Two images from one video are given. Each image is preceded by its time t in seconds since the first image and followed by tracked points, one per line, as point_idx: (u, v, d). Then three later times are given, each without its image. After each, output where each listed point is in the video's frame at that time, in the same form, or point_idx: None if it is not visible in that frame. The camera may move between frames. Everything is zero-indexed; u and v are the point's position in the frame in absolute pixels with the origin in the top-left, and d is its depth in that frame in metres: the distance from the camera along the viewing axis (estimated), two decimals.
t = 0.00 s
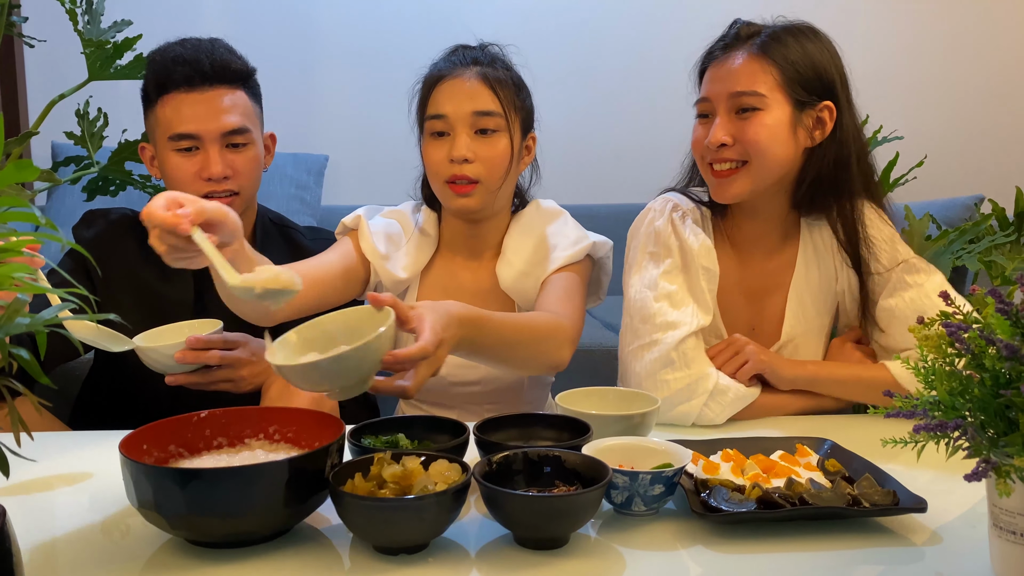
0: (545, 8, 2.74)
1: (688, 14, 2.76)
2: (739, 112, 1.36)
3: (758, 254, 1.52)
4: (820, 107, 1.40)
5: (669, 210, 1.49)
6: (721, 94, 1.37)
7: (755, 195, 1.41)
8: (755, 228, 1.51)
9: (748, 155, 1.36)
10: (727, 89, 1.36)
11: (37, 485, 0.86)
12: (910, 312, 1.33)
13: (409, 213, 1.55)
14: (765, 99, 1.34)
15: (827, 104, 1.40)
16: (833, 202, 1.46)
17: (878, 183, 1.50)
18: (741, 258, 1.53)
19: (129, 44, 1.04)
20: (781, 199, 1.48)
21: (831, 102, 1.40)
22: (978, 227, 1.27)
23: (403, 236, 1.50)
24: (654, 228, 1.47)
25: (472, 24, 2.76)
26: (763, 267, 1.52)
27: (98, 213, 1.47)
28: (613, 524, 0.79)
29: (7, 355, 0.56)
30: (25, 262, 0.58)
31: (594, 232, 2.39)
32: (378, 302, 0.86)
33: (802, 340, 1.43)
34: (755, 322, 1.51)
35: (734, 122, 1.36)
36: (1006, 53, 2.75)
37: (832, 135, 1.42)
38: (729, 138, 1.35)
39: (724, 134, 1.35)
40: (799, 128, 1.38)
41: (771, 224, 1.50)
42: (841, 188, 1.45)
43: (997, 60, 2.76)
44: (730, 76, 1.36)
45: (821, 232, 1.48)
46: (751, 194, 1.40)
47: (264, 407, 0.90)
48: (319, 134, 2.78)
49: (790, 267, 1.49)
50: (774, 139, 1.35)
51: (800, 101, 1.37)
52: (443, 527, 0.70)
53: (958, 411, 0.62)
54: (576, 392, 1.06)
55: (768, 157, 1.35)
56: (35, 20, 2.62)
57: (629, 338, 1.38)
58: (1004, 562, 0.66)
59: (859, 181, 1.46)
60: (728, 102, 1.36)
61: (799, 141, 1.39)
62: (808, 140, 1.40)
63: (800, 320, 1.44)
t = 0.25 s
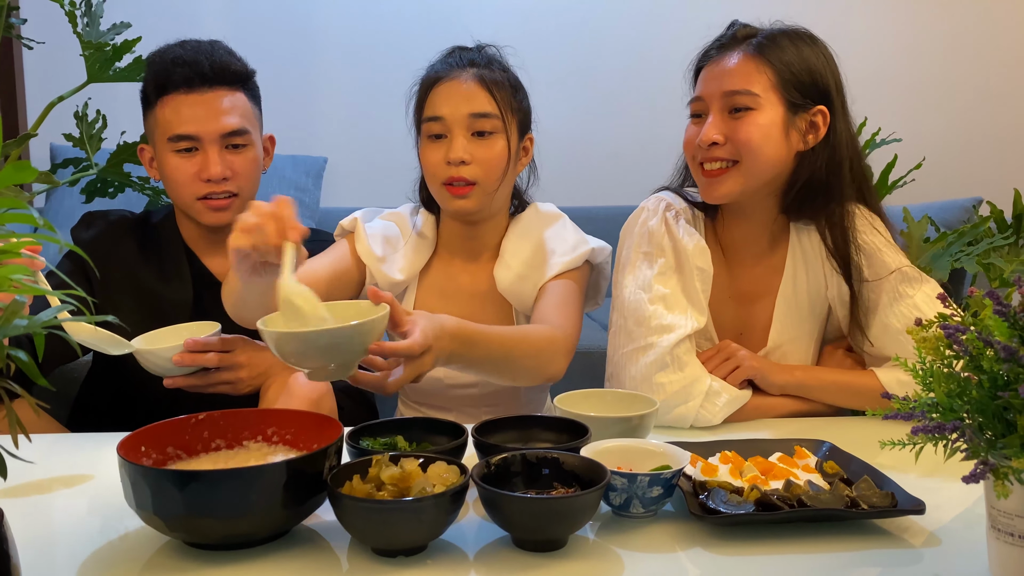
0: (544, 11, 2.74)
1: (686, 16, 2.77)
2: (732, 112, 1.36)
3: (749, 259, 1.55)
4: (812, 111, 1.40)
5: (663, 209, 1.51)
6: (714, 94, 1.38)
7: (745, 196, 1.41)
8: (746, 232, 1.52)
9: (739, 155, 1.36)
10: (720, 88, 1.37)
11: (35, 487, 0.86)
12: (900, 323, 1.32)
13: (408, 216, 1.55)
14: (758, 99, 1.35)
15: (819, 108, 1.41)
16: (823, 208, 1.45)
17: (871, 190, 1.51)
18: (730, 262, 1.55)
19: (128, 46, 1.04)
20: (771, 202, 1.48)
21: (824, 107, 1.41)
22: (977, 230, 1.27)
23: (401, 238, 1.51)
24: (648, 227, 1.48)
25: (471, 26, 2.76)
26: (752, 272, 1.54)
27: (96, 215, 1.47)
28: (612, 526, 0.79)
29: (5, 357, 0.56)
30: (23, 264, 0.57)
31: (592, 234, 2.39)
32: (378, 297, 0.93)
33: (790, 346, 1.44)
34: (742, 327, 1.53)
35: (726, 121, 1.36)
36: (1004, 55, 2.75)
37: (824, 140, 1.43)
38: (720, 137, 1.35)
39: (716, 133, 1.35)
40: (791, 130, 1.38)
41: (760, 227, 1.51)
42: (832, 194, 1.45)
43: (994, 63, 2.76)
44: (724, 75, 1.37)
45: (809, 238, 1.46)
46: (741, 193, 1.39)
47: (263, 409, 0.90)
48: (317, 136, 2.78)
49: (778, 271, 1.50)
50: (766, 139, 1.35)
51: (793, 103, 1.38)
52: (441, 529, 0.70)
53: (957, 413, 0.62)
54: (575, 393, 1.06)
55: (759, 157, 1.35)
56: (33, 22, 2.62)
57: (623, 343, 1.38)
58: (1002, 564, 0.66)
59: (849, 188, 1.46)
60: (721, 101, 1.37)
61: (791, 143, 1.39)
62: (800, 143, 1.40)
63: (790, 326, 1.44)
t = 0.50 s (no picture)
0: (543, 12, 2.74)
1: (685, 18, 2.77)
2: (722, 121, 1.37)
3: (749, 261, 1.55)
4: (806, 115, 1.40)
5: (663, 211, 1.51)
6: (705, 103, 1.38)
7: (740, 204, 1.42)
8: (744, 235, 1.53)
9: (732, 164, 1.36)
10: (711, 97, 1.37)
11: (33, 489, 0.86)
12: (901, 326, 1.32)
13: (411, 216, 1.55)
14: (748, 107, 1.35)
15: (813, 111, 1.40)
16: (822, 209, 1.45)
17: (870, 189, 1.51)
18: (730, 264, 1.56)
19: (127, 48, 1.04)
20: (769, 206, 1.49)
21: (819, 110, 1.41)
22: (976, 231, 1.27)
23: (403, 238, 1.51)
24: (648, 229, 1.48)
25: (470, 27, 2.76)
26: (752, 275, 1.54)
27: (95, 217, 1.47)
28: (610, 528, 0.79)
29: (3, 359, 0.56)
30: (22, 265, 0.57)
31: (591, 236, 2.39)
32: (411, 301, 0.98)
33: (789, 348, 1.43)
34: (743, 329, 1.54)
35: (718, 131, 1.37)
36: (1001, 57, 2.76)
37: (818, 143, 1.42)
38: (711, 147, 1.36)
39: (707, 143, 1.36)
40: (784, 136, 1.38)
41: (759, 230, 1.52)
42: (829, 196, 1.45)
43: (992, 64, 2.77)
44: (715, 84, 1.37)
45: (809, 241, 1.46)
46: (736, 204, 1.40)
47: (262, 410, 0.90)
48: (316, 138, 2.78)
49: (778, 273, 1.50)
50: (758, 147, 1.35)
51: (786, 109, 1.37)
52: (440, 531, 0.70)
53: (955, 415, 0.63)
54: (573, 395, 1.06)
55: (752, 166, 1.36)
56: (32, 24, 2.62)
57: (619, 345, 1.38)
58: (1000, 566, 0.66)
59: (847, 189, 1.46)
60: (712, 111, 1.37)
61: (785, 149, 1.39)
62: (795, 148, 1.40)
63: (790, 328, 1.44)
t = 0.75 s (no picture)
0: (542, 12, 2.75)
1: (683, 19, 2.77)
2: (723, 120, 1.37)
3: (749, 259, 1.55)
4: (806, 111, 1.40)
5: (661, 211, 1.51)
6: (706, 102, 1.38)
7: (742, 203, 1.42)
8: (744, 232, 1.53)
9: (734, 163, 1.36)
10: (712, 96, 1.37)
11: (31, 490, 0.86)
12: (901, 324, 1.32)
13: (417, 216, 1.56)
14: (749, 106, 1.35)
15: (813, 108, 1.40)
16: (823, 206, 1.46)
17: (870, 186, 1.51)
18: (730, 261, 1.55)
19: (125, 48, 1.04)
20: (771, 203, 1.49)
21: (818, 106, 1.41)
22: (975, 231, 1.28)
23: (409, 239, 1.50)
24: (645, 230, 1.48)
25: (469, 28, 2.76)
26: (753, 273, 1.54)
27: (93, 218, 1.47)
28: (609, 528, 0.79)
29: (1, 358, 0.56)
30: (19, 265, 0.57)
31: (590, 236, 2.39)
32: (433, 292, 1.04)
33: (790, 346, 1.44)
34: (745, 327, 1.53)
35: (719, 130, 1.37)
36: (1000, 58, 2.76)
37: (820, 138, 1.42)
38: (713, 146, 1.36)
39: (709, 142, 1.36)
40: (785, 134, 1.38)
41: (761, 227, 1.52)
42: (830, 192, 1.45)
43: (991, 65, 2.77)
44: (715, 83, 1.37)
45: (810, 238, 1.46)
46: (738, 202, 1.41)
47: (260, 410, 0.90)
48: (315, 139, 2.78)
49: (779, 271, 1.50)
50: (759, 146, 1.35)
51: (786, 106, 1.38)
52: (438, 531, 0.70)
53: (953, 415, 0.63)
54: (572, 396, 1.06)
55: (754, 164, 1.36)
56: (31, 25, 2.63)
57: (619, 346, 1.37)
58: (998, 565, 0.66)
59: (848, 185, 1.46)
60: (713, 110, 1.37)
61: (785, 146, 1.39)
62: (796, 146, 1.40)
63: (789, 329, 1.44)
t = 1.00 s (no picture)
0: (541, 12, 2.75)
1: (683, 19, 2.77)
2: (731, 107, 1.36)
3: (755, 248, 1.51)
4: (809, 100, 1.40)
5: (659, 212, 1.50)
6: (713, 92, 1.38)
7: (751, 188, 1.42)
8: (750, 220, 1.49)
9: (742, 149, 1.36)
10: (719, 85, 1.37)
11: (28, 489, 0.86)
12: (909, 306, 1.33)
13: (420, 216, 1.55)
14: (757, 94, 1.35)
15: (816, 97, 1.40)
16: (827, 195, 1.46)
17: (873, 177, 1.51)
18: (736, 251, 1.51)
19: (124, 47, 1.04)
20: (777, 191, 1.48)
21: (819, 96, 1.41)
22: (974, 232, 1.28)
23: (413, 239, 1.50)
24: (644, 234, 1.47)
25: (468, 28, 2.76)
26: (760, 262, 1.50)
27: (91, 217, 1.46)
28: (607, 528, 0.79)
29: None
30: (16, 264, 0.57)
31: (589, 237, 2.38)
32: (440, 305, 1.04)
33: (800, 333, 1.41)
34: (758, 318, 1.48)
35: (727, 117, 1.37)
36: (999, 59, 2.76)
37: (822, 127, 1.42)
38: (722, 133, 1.36)
39: (717, 129, 1.36)
40: (790, 121, 1.38)
41: (769, 216, 1.49)
42: (834, 180, 1.45)
43: (990, 65, 2.77)
44: (722, 72, 1.37)
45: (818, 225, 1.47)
46: (746, 187, 1.40)
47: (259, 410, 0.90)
48: (314, 138, 2.78)
49: (787, 260, 1.48)
50: (766, 133, 1.35)
51: (791, 95, 1.38)
52: (437, 530, 0.70)
53: (952, 414, 0.63)
54: (571, 396, 1.06)
55: (762, 150, 1.36)
56: (30, 25, 2.63)
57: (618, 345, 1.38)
58: (998, 565, 0.66)
59: (851, 175, 1.47)
60: (721, 98, 1.37)
61: (791, 134, 1.39)
62: (801, 134, 1.40)
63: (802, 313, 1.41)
